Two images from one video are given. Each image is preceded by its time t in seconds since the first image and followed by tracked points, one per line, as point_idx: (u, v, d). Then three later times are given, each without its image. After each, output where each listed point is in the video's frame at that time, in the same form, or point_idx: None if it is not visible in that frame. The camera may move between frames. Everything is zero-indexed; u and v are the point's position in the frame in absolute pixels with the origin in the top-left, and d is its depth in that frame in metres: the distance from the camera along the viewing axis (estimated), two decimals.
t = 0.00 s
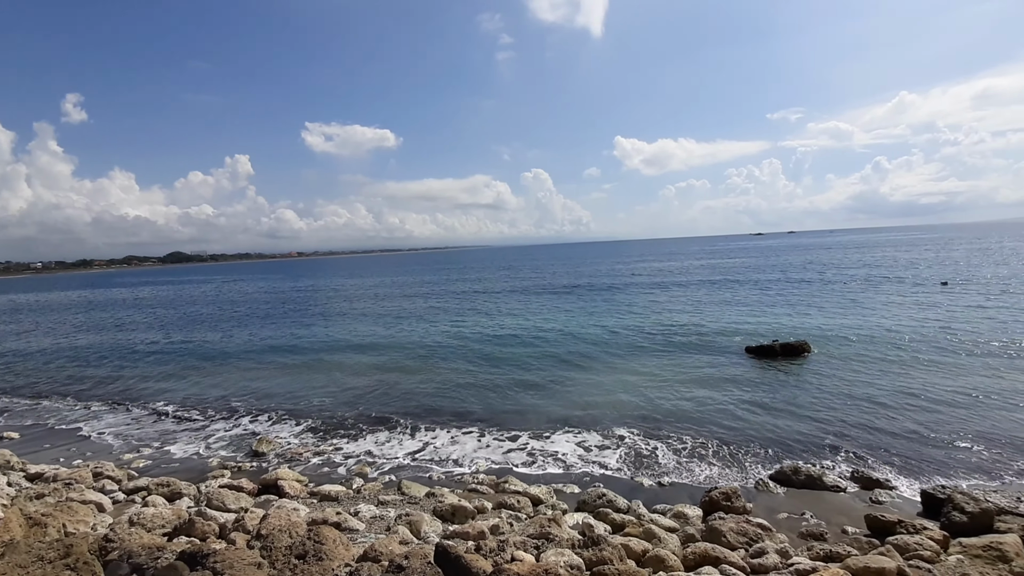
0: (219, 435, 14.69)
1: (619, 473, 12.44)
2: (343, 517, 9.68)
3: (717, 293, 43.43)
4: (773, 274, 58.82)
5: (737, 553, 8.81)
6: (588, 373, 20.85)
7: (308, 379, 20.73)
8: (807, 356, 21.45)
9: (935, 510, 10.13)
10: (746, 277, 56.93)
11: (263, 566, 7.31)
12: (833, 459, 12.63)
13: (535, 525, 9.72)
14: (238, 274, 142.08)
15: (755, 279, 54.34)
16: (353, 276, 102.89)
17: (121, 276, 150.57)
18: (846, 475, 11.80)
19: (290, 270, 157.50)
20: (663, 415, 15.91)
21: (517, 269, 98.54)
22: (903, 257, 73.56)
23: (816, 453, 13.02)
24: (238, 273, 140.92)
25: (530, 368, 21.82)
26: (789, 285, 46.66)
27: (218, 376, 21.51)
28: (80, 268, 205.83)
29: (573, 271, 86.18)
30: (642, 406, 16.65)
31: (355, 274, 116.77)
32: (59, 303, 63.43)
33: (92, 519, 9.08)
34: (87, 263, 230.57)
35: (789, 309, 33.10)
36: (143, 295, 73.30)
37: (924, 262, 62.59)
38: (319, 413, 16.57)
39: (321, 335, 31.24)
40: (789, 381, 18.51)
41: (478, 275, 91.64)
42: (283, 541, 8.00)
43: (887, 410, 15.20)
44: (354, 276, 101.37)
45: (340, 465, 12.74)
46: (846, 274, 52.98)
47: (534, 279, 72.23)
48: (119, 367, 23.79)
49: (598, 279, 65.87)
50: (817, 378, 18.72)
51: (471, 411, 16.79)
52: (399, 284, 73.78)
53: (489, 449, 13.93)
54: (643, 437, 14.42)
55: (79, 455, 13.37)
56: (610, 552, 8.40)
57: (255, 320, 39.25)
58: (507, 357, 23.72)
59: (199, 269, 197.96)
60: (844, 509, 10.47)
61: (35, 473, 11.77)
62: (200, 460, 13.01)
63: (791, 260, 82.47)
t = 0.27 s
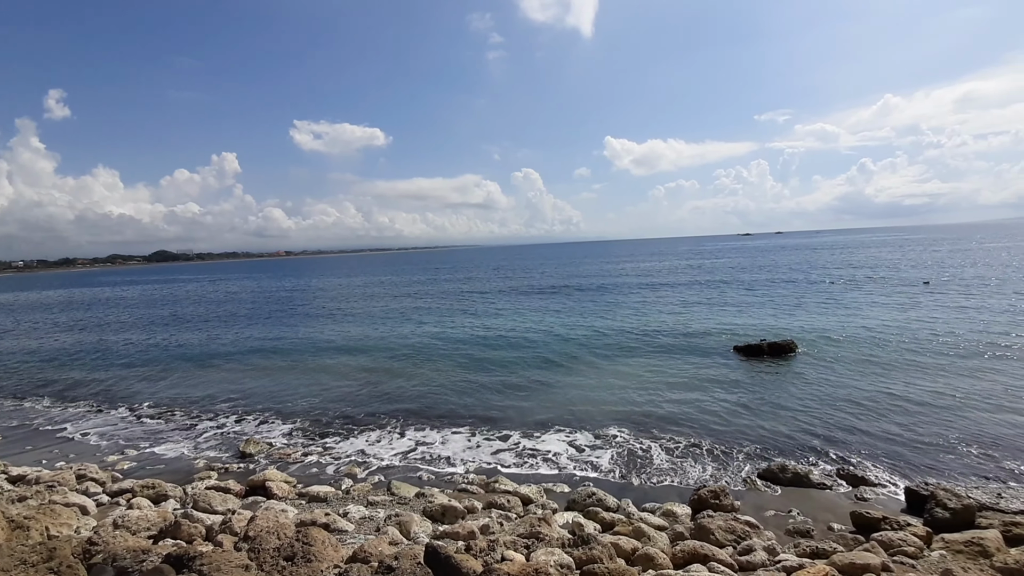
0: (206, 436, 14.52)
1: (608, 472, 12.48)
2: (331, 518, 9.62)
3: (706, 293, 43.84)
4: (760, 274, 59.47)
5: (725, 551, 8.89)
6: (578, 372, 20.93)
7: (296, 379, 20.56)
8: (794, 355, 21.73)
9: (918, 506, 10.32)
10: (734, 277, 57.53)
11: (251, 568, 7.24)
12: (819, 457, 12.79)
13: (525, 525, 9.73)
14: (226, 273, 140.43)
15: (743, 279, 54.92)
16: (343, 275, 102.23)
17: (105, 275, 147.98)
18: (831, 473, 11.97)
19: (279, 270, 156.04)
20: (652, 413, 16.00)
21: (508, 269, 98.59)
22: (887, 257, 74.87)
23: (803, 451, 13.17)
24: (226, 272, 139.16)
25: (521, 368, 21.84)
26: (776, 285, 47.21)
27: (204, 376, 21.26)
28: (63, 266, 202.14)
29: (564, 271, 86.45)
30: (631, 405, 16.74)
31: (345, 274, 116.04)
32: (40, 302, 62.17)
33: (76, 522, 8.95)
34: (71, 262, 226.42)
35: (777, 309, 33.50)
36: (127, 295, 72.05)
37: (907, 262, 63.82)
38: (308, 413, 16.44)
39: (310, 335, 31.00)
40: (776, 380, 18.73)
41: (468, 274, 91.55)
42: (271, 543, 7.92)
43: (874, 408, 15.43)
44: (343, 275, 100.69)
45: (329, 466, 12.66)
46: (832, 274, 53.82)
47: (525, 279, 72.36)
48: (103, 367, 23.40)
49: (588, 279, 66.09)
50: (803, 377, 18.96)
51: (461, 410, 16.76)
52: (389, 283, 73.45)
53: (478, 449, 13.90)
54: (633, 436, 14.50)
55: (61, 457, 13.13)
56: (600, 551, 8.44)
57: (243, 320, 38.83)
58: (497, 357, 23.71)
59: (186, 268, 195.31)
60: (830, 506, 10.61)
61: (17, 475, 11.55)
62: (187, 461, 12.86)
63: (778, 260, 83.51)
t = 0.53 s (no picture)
0: (194, 437, 14.35)
1: (599, 471, 12.51)
2: (321, 518, 9.56)
3: (695, 294, 44.22)
4: (750, 274, 60.06)
5: (714, 549, 8.95)
6: (569, 371, 20.99)
7: (286, 379, 20.41)
8: (782, 355, 21.97)
9: (904, 503, 10.47)
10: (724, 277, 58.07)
11: (239, 570, 7.17)
12: (807, 455, 12.93)
13: (516, 524, 9.73)
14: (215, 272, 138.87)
15: (732, 279, 55.43)
16: (333, 275, 101.55)
17: (91, 275, 145.59)
18: (819, 470, 12.10)
19: (269, 269, 154.64)
20: (642, 413, 16.08)
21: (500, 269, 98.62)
22: (873, 258, 76.07)
23: (792, 449, 13.28)
24: (214, 271, 137.53)
25: (512, 367, 21.87)
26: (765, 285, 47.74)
27: (192, 376, 21.03)
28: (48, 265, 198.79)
29: (555, 271, 86.44)
30: (622, 405, 16.82)
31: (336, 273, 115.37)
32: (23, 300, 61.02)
33: (60, 524, 8.80)
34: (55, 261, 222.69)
35: (765, 309, 33.86)
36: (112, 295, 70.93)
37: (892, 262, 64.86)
38: (297, 414, 16.32)
39: (300, 335, 30.78)
40: (764, 379, 18.92)
41: (460, 274, 91.44)
42: (260, 544, 7.85)
43: (860, 407, 15.65)
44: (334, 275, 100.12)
45: (319, 466, 12.57)
46: (819, 274, 54.50)
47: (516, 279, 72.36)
48: (88, 367, 23.05)
49: (579, 279, 66.23)
50: (791, 376, 19.19)
51: (452, 410, 16.73)
52: (381, 283, 73.17)
53: (469, 449, 13.87)
54: (623, 435, 14.55)
55: (45, 458, 12.91)
56: (591, 550, 8.46)
57: (232, 320, 38.48)
58: (489, 356, 23.71)
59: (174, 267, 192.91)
60: (818, 503, 10.73)
61: None
62: (174, 462, 12.72)
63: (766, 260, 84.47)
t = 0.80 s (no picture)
0: (181, 438, 14.17)
1: (589, 471, 12.54)
2: (310, 519, 9.49)
3: (685, 294, 44.55)
4: (739, 275, 60.60)
5: (703, 547, 9.01)
6: (559, 372, 21.05)
7: (275, 380, 20.24)
8: (770, 355, 22.20)
9: (889, 500, 10.62)
10: (713, 278, 58.56)
11: (227, 572, 7.09)
12: (795, 454, 13.05)
13: (506, 524, 9.73)
14: (203, 271, 137.43)
15: (722, 279, 55.91)
16: (324, 274, 100.91)
17: (75, 274, 143.28)
18: (807, 468, 12.23)
19: (258, 268, 153.25)
20: (632, 413, 16.17)
21: (491, 269, 98.60)
22: (860, 259, 77.09)
23: (780, 449, 13.41)
24: (203, 271, 136.08)
25: (503, 368, 21.88)
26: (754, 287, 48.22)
27: (180, 377, 20.80)
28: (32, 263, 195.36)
29: (546, 271, 86.43)
30: (612, 405, 16.89)
31: (327, 273, 114.71)
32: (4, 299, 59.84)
33: (44, 526, 8.65)
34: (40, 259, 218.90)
35: (754, 310, 34.20)
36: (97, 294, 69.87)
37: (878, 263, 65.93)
38: (286, 414, 16.20)
39: (289, 335, 30.52)
40: (753, 379, 19.10)
41: (451, 274, 91.30)
42: (248, 546, 7.78)
43: (847, 407, 15.86)
44: (324, 274, 99.50)
45: (308, 467, 12.48)
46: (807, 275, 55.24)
47: (508, 279, 72.41)
48: (72, 368, 22.68)
49: (571, 279, 66.44)
50: (779, 376, 19.40)
51: (443, 410, 16.69)
52: (372, 283, 72.86)
53: (460, 448, 13.83)
54: (613, 434, 14.62)
55: (27, 460, 12.68)
56: (581, 549, 8.48)
57: (220, 319, 38.07)
58: (479, 357, 23.70)
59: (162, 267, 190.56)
60: (805, 501, 10.84)
61: None
62: (161, 464, 12.55)
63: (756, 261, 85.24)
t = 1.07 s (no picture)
0: (168, 440, 14.00)
1: (580, 470, 12.56)
2: (300, 521, 9.41)
3: (676, 295, 44.83)
4: (729, 276, 61.11)
5: (693, 546, 9.07)
6: (550, 372, 21.10)
7: (264, 380, 20.07)
8: (759, 355, 22.41)
9: (875, 498, 10.74)
10: (704, 279, 59.01)
11: (215, 574, 7.01)
12: (784, 453, 13.15)
13: (497, 524, 9.72)
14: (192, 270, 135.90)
15: (713, 280, 56.36)
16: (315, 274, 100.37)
17: (61, 273, 141.18)
18: (795, 467, 12.35)
19: (248, 268, 151.87)
20: (623, 412, 16.24)
21: (483, 269, 98.52)
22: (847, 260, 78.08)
23: (768, 448, 13.52)
24: (192, 270, 134.82)
25: (494, 368, 21.88)
26: (743, 287, 48.65)
27: (168, 377, 20.54)
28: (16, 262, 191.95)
29: (539, 271, 86.98)
30: (602, 405, 16.95)
31: (318, 273, 113.99)
32: None
33: (27, 530, 8.51)
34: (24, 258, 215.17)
35: (744, 311, 34.52)
36: (83, 293, 68.91)
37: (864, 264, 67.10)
38: (276, 415, 16.06)
39: (279, 335, 30.29)
40: (742, 379, 19.27)
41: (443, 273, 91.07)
42: (237, 548, 7.69)
43: (834, 407, 16.04)
44: (316, 274, 98.83)
45: (298, 468, 12.38)
46: (795, 275, 55.98)
47: (500, 279, 72.51)
48: (57, 368, 22.31)
49: (562, 280, 66.71)
50: (768, 376, 19.59)
51: (434, 411, 16.66)
52: (363, 282, 72.46)
53: (451, 449, 13.80)
54: (604, 434, 14.66)
55: (9, 463, 12.46)
56: (572, 548, 8.49)
57: (209, 319, 37.67)
58: (471, 357, 23.69)
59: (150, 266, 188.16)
60: (793, 499, 10.95)
61: None
62: (147, 465, 12.39)
63: (746, 262, 86.00)
